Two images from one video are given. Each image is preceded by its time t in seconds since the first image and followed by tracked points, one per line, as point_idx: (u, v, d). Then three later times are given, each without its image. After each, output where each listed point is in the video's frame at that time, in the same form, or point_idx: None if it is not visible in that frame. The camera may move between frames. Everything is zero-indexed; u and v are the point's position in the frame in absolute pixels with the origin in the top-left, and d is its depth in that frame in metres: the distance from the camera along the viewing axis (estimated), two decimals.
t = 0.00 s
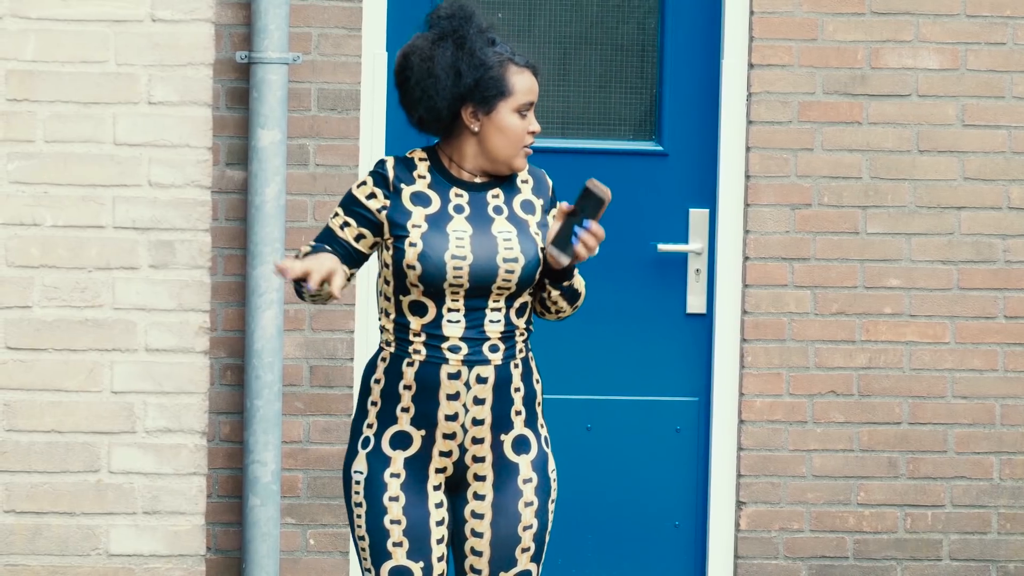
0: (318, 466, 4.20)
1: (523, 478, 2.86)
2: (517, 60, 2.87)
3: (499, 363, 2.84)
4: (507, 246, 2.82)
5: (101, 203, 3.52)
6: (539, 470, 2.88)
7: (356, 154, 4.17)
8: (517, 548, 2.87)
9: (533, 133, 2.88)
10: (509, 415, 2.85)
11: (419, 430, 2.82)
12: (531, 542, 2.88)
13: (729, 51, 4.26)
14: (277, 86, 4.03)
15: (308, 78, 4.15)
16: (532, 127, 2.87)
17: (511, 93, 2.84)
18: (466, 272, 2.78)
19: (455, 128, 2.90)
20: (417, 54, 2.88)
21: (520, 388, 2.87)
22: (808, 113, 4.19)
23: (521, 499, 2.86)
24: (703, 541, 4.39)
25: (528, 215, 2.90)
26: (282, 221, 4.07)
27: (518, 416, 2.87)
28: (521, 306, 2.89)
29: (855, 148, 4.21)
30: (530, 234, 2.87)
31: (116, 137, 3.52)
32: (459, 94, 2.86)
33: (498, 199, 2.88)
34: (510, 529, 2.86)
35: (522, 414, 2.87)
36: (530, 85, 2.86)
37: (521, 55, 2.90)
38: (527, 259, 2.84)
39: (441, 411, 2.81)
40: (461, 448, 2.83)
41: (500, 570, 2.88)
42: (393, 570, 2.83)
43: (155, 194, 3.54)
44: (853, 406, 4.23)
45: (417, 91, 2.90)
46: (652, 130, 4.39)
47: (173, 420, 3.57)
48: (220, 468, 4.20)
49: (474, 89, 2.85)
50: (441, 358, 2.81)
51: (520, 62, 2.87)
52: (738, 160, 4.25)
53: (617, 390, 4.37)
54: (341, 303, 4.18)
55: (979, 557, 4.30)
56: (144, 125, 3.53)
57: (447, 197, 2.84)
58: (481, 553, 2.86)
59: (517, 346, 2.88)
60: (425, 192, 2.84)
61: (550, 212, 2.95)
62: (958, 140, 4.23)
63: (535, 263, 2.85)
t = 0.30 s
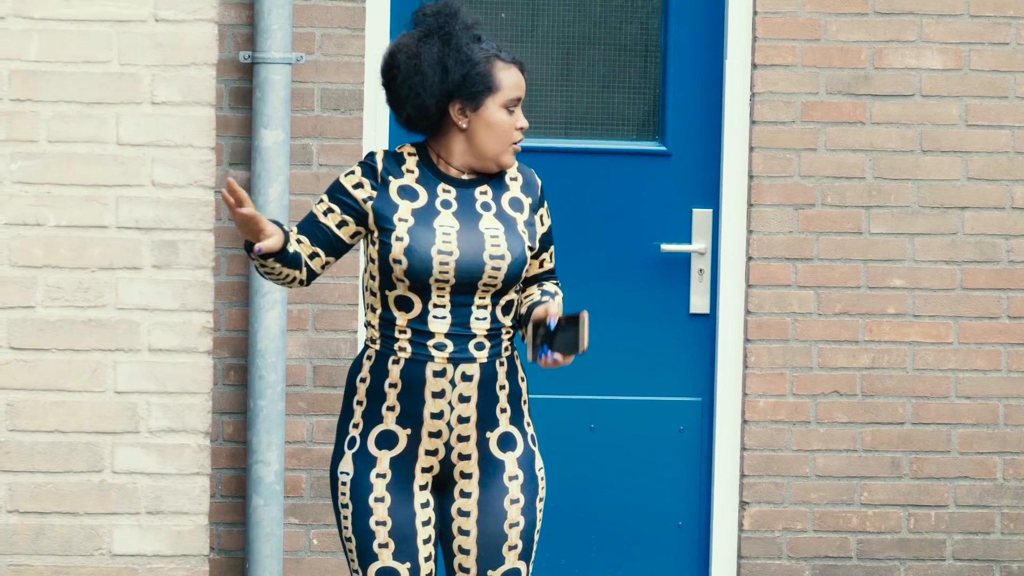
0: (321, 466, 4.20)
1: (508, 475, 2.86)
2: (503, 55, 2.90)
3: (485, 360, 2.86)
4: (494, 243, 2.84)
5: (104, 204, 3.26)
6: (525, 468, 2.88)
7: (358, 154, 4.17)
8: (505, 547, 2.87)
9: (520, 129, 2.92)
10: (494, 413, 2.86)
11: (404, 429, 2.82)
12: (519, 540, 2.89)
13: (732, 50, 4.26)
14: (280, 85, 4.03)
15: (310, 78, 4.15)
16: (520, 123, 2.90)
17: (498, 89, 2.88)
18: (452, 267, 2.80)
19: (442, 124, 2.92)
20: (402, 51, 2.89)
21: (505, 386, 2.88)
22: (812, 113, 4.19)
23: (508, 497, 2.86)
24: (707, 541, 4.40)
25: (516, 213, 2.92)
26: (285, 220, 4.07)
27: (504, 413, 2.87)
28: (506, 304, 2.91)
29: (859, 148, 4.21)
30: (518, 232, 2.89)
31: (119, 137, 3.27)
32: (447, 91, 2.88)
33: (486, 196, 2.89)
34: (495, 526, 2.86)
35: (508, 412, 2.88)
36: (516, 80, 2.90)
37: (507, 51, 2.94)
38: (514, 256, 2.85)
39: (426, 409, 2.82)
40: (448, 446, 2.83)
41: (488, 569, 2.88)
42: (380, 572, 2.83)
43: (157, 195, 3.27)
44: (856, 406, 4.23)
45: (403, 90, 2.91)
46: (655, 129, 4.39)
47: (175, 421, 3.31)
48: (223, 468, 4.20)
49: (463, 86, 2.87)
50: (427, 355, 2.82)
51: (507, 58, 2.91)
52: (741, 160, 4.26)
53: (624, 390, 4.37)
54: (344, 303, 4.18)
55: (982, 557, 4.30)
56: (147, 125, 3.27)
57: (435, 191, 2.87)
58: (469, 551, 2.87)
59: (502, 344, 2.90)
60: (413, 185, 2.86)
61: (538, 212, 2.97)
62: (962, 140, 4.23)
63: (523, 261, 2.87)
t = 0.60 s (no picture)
0: (324, 466, 4.20)
1: (505, 474, 2.87)
2: (498, 55, 2.92)
3: (481, 362, 2.86)
4: (490, 246, 2.84)
5: (108, 204, 2.99)
6: (520, 466, 2.89)
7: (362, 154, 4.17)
8: (497, 544, 2.87)
9: (516, 128, 2.92)
10: (492, 413, 2.87)
11: (402, 430, 2.83)
12: (511, 538, 2.88)
13: (735, 49, 4.26)
14: (284, 86, 4.03)
15: (314, 78, 4.15)
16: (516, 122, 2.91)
17: (494, 88, 2.89)
18: (448, 270, 2.81)
19: (438, 124, 2.92)
20: (397, 51, 2.90)
21: (502, 386, 2.89)
22: (816, 113, 4.19)
23: (501, 494, 2.87)
24: (710, 541, 4.39)
25: (512, 215, 2.91)
26: (289, 220, 4.08)
27: (502, 413, 2.88)
28: (504, 305, 2.91)
29: (862, 148, 4.21)
30: (514, 234, 2.89)
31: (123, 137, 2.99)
32: (443, 90, 2.89)
33: (481, 199, 2.90)
34: (486, 525, 2.86)
35: (505, 411, 2.89)
36: (512, 80, 2.91)
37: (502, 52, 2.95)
38: (511, 259, 2.86)
39: (424, 410, 2.83)
40: (445, 447, 2.84)
41: (480, 567, 2.87)
42: (378, 571, 2.84)
43: (161, 195, 3.00)
44: (860, 406, 4.23)
45: (400, 90, 2.92)
46: (658, 130, 4.39)
47: (179, 421, 3.04)
48: (227, 468, 4.20)
49: (459, 85, 2.88)
50: (424, 357, 2.83)
51: (502, 58, 2.92)
52: (745, 160, 4.26)
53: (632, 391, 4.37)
54: (347, 303, 4.18)
55: (986, 557, 4.29)
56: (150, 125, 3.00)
57: (432, 194, 2.87)
58: (461, 549, 2.87)
59: (499, 345, 2.91)
60: (408, 189, 2.87)
61: (533, 215, 2.97)
62: (965, 140, 4.23)
63: (519, 263, 2.88)
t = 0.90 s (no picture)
0: (329, 466, 4.20)
1: (513, 478, 2.87)
2: (504, 57, 2.92)
3: (489, 364, 2.86)
4: (495, 248, 2.85)
5: (112, 204, 2.98)
6: (528, 471, 2.89)
7: (366, 154, 4.17)
8: (506, 549, 2.87)
9: (522, 130, 2.93)
10: (500, 416, 2.87)
11: (410, 431, 2.83)
12: (519, 543, 2.89)
13: (740, 50, 4.26)
14: (288, 86, 4.03)
15: (319, 78, 4.15)
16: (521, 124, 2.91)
17: (500, 90, 2.89)
18: (453, 275, 2.82)
19: (444, 126, 2.94)
20: (403, 53, 2.92)
21: (510, 389, 2.89)
22: (820, 114, 4.19)
23: (511, 499, 2.87)
24: (714, 540, 4.39)
25: (516, 217, 2.92)
26: (293, 219, 4.08)
27: (510, 417, 2.88)
28: (510, 308, 2.91)
29: (866, 148, 4.21)
30: (519, 237, 2.90)
31: (127, 137, 2.98)
32: (450, 92, 2.90)
33: (485, 201, 2.91)
34: (498, 528, 2.86)
35: (514, 415, 2.89)
36: (517, 82, 2.92)
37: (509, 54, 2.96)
38: (516, 261, 2.87)
39: (431, 412, 2.83)
40: (452, 449, 2.84)
41: (487, 569, 2.87)
42: (385, 571, 2.83)
43: (165, 195, 2.98)
44: (864, 406, 4.23)
45: (406, 91, 2.94)
46: (663, 130, 4.39)
47: (184, 420, 3.03)
48: (231, 468, 4.20)
49: (465, 86, 2.89)
50: (431, 359, 2.83)
51: (508, 59, 2.93)
52: (749, 160, 4.26)
53: (636, 391, 4.37)
54: (352, 302, 4.17)
55: (990, 557, 4.30)
56: (154, 126, 2.98)
57: (436, 198, 2.88)
58: (469, 552, 2.86)
59: (507, 349, 2.91)
60: (412, 194, 2.88)
61: (538, 217, 2.97)
62: (970, 140, 4.23)
63: (525, 265, 2.88)
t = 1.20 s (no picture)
0: (333, 467, 4.20)
1: (529, 479, 2.84)
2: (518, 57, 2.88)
3: (509, 364, 2.83)
4: (511, 250, 2.81)
5: (117, 203, 3.00)
6: (543, 472, 2.86)
7: (371, 154, 4.17)
8: (519, 550, 2.84)
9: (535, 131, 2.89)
10: (517, 417, 2.83)
11: (428, 428, 2.79)
12: (533, 544, 2.85)
13: (744, 50, 4.26)
14: (293, 86, 4.03)
15: (323, 78, 4.15)
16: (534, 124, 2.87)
17: (514, 91, 2.85)
18: (471, 278, 2.77)
19: (457, 127, 2.89)
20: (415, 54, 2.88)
21: (528, 390, 2.86)
22: (824, 114, 4.19)
23: (527, 501, 2.83)
24: (718, 541, 4.40)
25: (531, 216, 2.88)
26: (298, 219, 4.07)
27: (527, 418, 2.85)
28: (527, 308, 2.88)
29: (871, 148, 4.21)
30: (535, 237, 2.86)
31: (131, 136, 3.00)
32: (465, 93, 2.85)
33: (500, 202, 2.86)
34: (513, 529, 2.82)
35: (531, 416, 2.86)
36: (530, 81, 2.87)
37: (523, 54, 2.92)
38: (533, 262, 2.82)
39: (450, 411, 2.79)
40: (469, 448, 2.80)
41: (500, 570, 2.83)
42: (398, 570, 2.80)
43: (169, 194, 3.00)
44: (869, 406, 4.23)
45: (420, 91, 2.89)
46: (667, 129, 4.39)
47: (189, 419, 3.04)
48: (236, 468, 4.21)
49: (479, 87, 2.84)
50: (452, 357, 2.79)
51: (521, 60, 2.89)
52: (754, 160, 4.26)
53: (639, 392, 4.37)
54: (355, 303, 4.17)
55: (994, 557, 4.29)
56: (159, 126, 3.00)
57: (450, 199, 2.84)
58: (483, 553, 2.82)
59: (525, 350, 2.87)
60: (427, 198, 2.83)
61: (552, 214, 2.94)
62: (974, 140, 4.23)
63: (541, 266, 2.84)
